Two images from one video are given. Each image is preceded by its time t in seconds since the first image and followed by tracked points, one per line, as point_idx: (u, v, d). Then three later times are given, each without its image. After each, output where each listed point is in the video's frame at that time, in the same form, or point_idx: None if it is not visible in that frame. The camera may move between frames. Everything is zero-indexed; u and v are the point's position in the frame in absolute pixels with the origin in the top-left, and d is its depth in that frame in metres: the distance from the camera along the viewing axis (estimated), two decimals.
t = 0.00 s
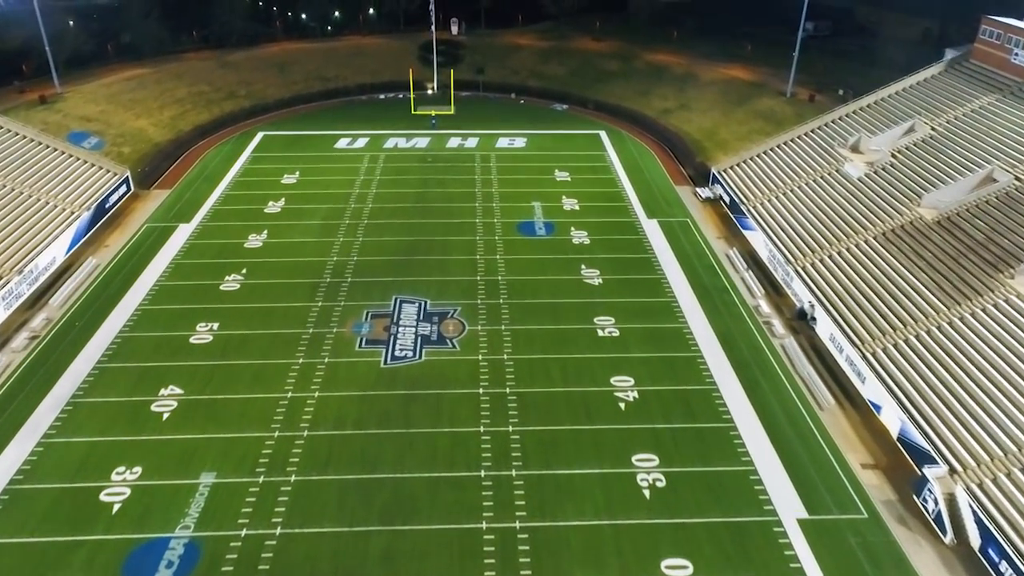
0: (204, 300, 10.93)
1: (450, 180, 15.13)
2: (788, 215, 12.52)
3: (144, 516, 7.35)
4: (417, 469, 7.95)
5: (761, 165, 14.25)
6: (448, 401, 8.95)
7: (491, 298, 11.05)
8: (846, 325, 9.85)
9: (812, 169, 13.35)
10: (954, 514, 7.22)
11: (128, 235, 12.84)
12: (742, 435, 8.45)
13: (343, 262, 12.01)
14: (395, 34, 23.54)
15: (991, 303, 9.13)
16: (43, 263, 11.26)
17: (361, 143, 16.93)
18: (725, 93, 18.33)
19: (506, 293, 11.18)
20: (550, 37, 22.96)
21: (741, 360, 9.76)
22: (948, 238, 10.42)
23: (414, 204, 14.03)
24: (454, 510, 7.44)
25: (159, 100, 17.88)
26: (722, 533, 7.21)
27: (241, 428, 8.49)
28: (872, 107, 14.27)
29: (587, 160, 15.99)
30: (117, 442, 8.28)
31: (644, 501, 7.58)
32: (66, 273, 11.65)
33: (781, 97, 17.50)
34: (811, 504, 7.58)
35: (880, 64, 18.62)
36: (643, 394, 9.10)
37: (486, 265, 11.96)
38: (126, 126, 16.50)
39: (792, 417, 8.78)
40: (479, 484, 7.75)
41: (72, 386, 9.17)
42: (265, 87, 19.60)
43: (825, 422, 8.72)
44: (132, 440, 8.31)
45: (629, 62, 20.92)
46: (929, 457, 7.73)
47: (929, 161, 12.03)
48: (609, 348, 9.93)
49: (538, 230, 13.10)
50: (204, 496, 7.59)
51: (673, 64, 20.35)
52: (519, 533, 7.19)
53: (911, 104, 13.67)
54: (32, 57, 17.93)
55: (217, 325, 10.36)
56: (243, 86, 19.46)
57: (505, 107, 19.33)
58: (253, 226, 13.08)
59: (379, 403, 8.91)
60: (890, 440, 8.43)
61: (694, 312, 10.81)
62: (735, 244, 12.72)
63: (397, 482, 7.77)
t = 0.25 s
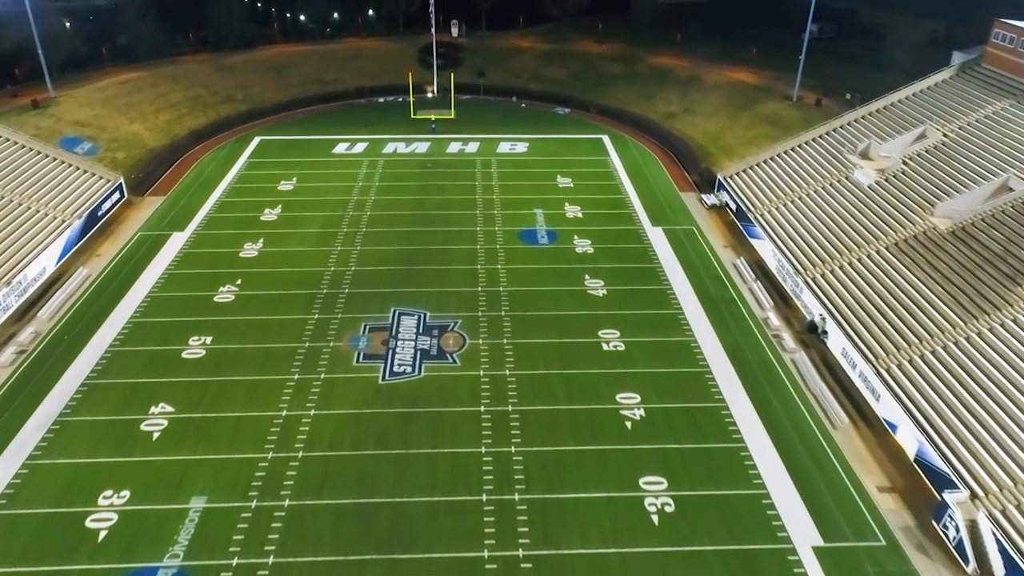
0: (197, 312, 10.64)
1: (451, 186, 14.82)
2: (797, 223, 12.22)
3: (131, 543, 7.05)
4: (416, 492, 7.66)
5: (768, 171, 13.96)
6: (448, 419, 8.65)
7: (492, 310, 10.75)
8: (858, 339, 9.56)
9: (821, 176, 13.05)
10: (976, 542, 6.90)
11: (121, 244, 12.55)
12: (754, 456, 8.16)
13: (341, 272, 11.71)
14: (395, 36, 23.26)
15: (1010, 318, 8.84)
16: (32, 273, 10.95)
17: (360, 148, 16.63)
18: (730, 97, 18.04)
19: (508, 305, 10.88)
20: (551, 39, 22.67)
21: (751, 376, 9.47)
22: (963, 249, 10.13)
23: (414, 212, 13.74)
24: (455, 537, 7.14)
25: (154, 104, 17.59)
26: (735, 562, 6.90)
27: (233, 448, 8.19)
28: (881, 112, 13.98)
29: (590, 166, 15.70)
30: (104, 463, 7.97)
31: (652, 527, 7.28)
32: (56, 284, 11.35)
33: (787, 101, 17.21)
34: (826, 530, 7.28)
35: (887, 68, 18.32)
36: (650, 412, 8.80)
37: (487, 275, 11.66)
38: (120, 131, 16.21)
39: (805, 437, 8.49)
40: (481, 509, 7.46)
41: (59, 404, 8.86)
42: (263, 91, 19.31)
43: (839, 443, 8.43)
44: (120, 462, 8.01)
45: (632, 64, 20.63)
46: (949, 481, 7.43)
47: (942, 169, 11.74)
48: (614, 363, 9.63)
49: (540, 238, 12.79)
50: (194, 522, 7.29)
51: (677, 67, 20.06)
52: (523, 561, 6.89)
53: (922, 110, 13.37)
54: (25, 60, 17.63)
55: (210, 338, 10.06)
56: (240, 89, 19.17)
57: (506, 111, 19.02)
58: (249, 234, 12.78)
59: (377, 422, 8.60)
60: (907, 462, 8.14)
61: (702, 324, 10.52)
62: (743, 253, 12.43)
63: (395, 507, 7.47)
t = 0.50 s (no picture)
0: (190, 325, 10.33)
1: (451, 193, 14.52)
2: (806, 232, 11.92)
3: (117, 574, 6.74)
4: (416, 518, 7.35)
5: (775, 178, 13.67)
6: (448, 439, 8.35)
7: (494, 323, 10.45)
8: (872, 354, 9.26)
9: (830, 183, 12.75)
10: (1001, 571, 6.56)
11: (112, 253, 12.24)
12: (766, 479, 7.86)
13: (338, 283, 11.40)
14: (394, 38, 22.96)
15: None
16: (20, 284, 10.64)
17: (359, 153, 16.33)
18: (735, 101, 17.74)
19: (510, 318, 10.57)
20: (552, 41, 22.37)
21: (761, 392, 9.17)
22: (979, 262, 9.84)
23: (413, 219, 13.42)
24: (455, 566, 6.83)
25: (149, 108, 17.28)
26: None
27: (225, 471, 7.89)
28: (891, 118, 13.68)
29: (593, 171, 15.39)
30: (91, 487, 7.67)
31: (661, 555, 6.97)
32: (45, 295, 11.04)
33: (793, 105, 16.91)
34: (842, 558, 6.98)
35: (895, 71, 18.03)
36: (657, 431, 8.50)
37: (489, 286, 11.35)
38: (114, 136, 15.91)
39: (819, 459, 8.18)
40: (483, 536, 7.15)
41: (46, 422, 8.55)
42: (260, 95, 19.02)
43: (854, 464, 8.13)
44: (107, 485, 7.70)
45: (635, 67, 20.32)
46: (970, 506, 7.12)
47: (955, 177, 11.44)
48: (620, 380, 9.32)
49: (543, 247, 12.48)
50: (183, 550, 6.98)
51: (680, 70, 19.76)
52: None
53: (933, 116, 13.08)
54: (17, 64, 17.33)
55: (203, 353, 9.75)
56: (237, 93, 18.87)
57: (507, 115, 18.71)
58: (244, 244, 12.48)
59: (375, 442, 8.30)
60: (925, 485, 7.83)
61: (709, 337, 10.21)
62: (750, 263, 12.12)
63: (393, 534, 7.16)
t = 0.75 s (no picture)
0: (182, 339, 10.02)
1: (451, 199, 14.21)
2: (816, 242, 11.61)
3: None
4: (414, 545, 7.05)
5: (783, 185, 13.36)
6: (448, 461, 8.05)
7: (495, 337, 10.14)
8: (886, 371, 8.95)
9: (839, 192, 12.45)
10: None
11: (104, 263, 11.93)
12: (779, 504, 7.54)
13: (335, 295, 11.09)
14: (394, 41, 22.67)
15: None
16: (8, 296, 10.33)
17: (357, 158, 16.02)
18: (740, 105, 17.44)
19: (512, 331, 10.26)
20: (554, 44, 22.07)
21: (772, 411, 8.85)
22: (997, 276, 9.55)
23: (412, 227, 13.11)
24: None
25: (143, 113, 16.98)
26: None
27: (216, 495, 7.58)
28: (901, 124, 13.38)
29: (596, 178, 15.09)
30: (76, 513, 7.36)
31: None
32: (33, 308, 10.73)
33: (799, 110, 16.61)
34: None
35: (903, 75, 17.73)
36: (665, 452, 8.19)
37: (490, 298, 11.05)
38: (108, 141, 15.62)
39: (833, 482, 7.86)
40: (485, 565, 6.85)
41: (31, 443, 8.24)
42: (258, 98, 18.72)
43: (870, 488, 7.82)
44: (93, 510, 7.39)
45: (638, 70, 20.02)
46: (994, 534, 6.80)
47: (969, 185, 11.13)
48: (626, 397, 9.02)
49: (545, 257, 12.18)
50: None
51: (684, 73, 19.46)
52: None
53: (944, 122, 12.78)
54: (9, 68, 17.03)
55: (195, 369, 9.45)
56: (233, 97, 18.57)
57: (508, 119, 18.41)
58: (239, 253, 12.17)
59: (372, 464, 8.00)
60: (945, 511, 7.52)
61: (717, 352, 9.90)
62: (758, 274, 11.81)
63: (391, 563, 6.86)
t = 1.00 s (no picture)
0: (174, 354, 9.72)
1: (451, 206, 13.91)
2: (826, 251, 11.31)
3: None
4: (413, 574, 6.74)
5: (791, 192, 13.07)
6: (449, 484, 7.74)
7: (497, 351, 9.84)
8: (902, 389, 8.65)
9: (850, 200, 12.15)
10: None
11: (95, 274, 11.63)
12: (793, 530, 7.23)
13: (332, 307, 10.80)
14: (393, 42, 22.37)
15: None
16: None
17: (356, 164, 15.73)
18: (746, 109, 17.15)
19: (514, 345, 9.96)
20: (556, 46, 21.77)
21: (783, 429, 8.55)
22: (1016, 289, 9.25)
23: (412, 236, 12.82)
24: None
25: (138, 117, 16.68)
26: None
27: (207, 521, 7.28)
28: (912, 130, 13.09)
29: (599, 184, 14.79)
30: (60, 541, 7.06)
31: None
32: (21, 321, 10.42)
33: (806, 114, 16.32)
34: None
35: (911, 79, 17.43)
36: (674, 475, 7.89)
37: (491, 310, 10.75)
38: (101, 147, 15.32)
39: (850, 507, 7.55)
40: None
41: (15, 464, 7.94)
42: (255, 102, 18.43)
43: (887, 513, 7.51)
44: (78, 538, 7.09)
45: (641, 73, 19.72)
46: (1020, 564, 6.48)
47: (985, 194, 10.84)
48: (632, 416, 8.72)
49: (548, 267, 11.88)
50: None
51: (688, 76, 19.16)
52: None
53: (957, 129, 12.49)
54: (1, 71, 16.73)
55: (187, 385, 9.14)
56: (230, 101, 18.27)
57: (509, 123, 18.11)
58: (234, 263, 11.88)
59: (370, 488, 7.70)
60: (967, 538, 7.20)
61: (726, 367, 9.60)
62: (767, 284, 11.51)
63: None
